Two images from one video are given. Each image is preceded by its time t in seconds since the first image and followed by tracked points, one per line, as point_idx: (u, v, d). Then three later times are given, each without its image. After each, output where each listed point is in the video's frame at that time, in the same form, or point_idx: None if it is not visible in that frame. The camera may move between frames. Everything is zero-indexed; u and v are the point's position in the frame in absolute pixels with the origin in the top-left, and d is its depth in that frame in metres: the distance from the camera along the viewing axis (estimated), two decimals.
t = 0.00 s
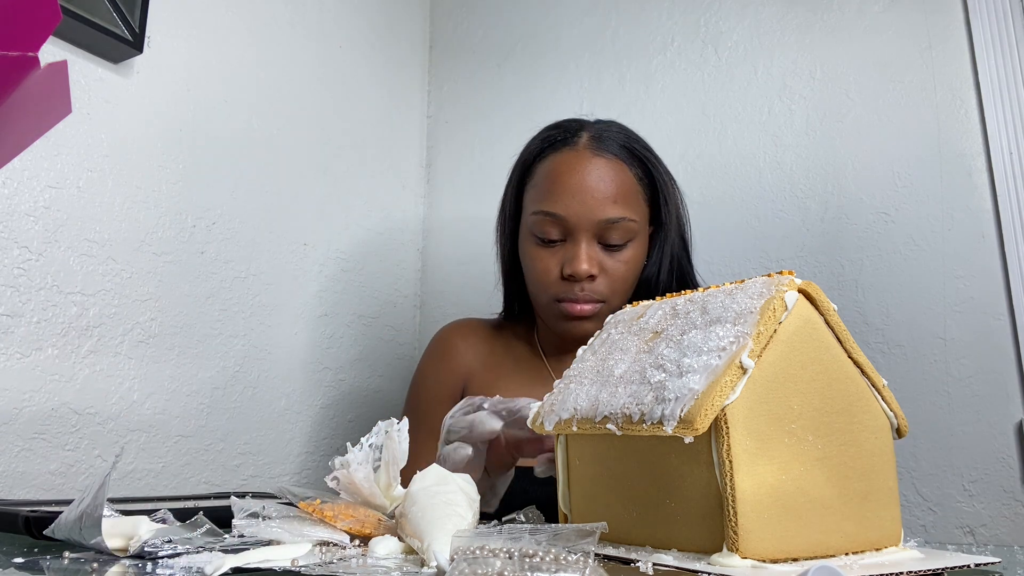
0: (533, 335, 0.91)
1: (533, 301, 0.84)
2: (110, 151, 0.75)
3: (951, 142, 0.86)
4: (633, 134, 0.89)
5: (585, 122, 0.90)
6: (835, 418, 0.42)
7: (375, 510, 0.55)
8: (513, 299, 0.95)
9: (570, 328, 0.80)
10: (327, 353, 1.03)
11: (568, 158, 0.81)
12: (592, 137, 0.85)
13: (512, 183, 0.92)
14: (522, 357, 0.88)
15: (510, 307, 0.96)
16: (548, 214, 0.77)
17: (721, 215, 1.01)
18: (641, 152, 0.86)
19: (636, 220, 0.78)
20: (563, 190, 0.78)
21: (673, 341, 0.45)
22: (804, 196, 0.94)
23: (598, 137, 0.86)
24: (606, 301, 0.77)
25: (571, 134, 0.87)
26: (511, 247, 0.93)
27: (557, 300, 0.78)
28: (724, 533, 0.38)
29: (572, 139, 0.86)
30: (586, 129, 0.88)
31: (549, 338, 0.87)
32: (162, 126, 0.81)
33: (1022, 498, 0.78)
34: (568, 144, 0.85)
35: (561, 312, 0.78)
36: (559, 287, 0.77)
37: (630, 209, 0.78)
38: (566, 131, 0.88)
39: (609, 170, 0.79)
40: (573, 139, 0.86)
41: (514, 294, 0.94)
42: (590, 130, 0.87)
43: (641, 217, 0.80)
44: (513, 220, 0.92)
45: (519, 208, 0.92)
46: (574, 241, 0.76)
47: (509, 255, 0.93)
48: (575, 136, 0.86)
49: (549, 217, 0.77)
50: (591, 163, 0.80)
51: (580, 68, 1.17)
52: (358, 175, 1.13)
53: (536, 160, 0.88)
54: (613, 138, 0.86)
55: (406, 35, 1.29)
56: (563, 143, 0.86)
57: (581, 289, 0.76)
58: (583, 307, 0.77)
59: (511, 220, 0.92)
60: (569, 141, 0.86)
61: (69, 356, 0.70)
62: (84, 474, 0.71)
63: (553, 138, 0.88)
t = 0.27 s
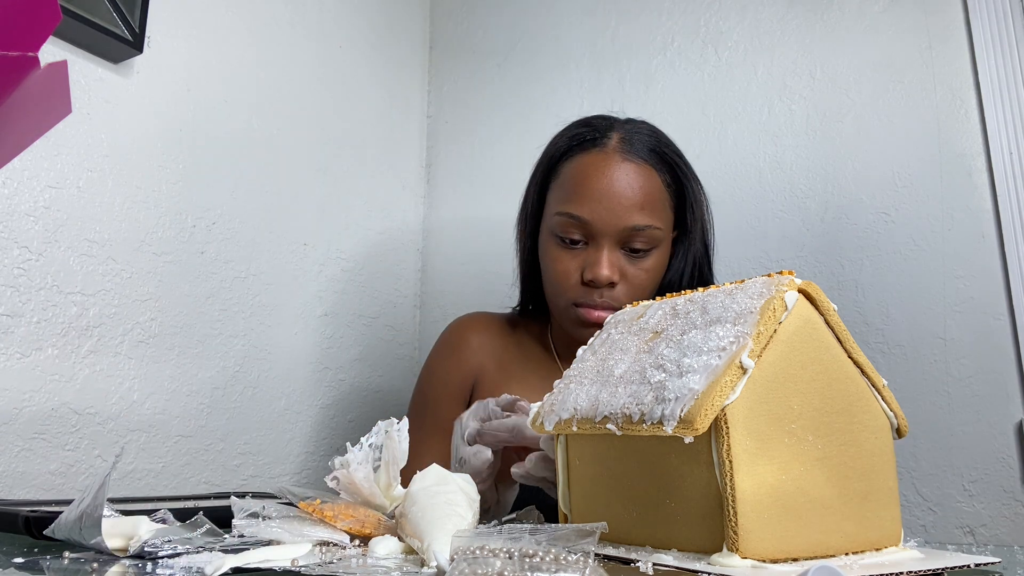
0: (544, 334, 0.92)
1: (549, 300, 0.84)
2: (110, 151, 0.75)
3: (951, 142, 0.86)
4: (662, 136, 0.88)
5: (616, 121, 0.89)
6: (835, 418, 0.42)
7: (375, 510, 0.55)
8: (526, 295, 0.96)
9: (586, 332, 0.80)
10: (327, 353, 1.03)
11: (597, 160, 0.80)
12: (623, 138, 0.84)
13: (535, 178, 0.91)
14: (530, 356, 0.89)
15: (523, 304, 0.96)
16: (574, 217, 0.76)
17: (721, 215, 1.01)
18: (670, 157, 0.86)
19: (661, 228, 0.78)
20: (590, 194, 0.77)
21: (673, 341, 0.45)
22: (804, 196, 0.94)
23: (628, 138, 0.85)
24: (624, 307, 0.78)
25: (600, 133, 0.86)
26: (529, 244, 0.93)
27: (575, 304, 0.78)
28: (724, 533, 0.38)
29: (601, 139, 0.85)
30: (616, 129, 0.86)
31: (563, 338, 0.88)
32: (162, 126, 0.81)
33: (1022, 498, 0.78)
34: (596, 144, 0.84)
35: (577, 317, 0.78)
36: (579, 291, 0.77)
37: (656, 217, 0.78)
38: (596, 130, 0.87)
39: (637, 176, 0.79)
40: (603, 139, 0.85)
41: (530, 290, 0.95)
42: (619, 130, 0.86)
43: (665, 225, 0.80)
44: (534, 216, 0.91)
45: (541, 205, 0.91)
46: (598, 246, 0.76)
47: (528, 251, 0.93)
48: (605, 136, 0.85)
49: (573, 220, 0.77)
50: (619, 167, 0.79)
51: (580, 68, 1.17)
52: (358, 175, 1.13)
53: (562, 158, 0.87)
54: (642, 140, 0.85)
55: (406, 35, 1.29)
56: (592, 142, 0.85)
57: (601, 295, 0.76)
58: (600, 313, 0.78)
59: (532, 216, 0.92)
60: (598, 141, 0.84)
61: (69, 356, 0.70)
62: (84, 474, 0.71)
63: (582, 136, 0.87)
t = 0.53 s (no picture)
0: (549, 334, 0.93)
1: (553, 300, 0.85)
2: (111, 151, 0.75)
3: (951, 141, 0.86)
4: (674, 136, 0.87)
5: (626, 119, 0.88)
6: (835, 418, 0.42)
7: (375, 510, 0.56)
8: (530, 291, 0.97)
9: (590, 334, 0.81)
10: (327, 353, 1.03)
11: (606, 164, 0.79)
12: (633, 140, 0.83)
13: (542, 176, 0.90)
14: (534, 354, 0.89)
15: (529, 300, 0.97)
16: (579, 222, 0.76)
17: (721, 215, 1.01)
18: (681, 160, 0.84)
19: (668, 234, 0.77)
20: (597, 199, 0.76)
21: (673, 341, 0.45)
22: (804, 196, 0.95)
23: (638, 140, 0.83)
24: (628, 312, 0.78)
25: (609, 134, 0.85)
26: (535, 241, 0.93)
27: (579, 308, 0.79)
28: (725, 533, 0.38)
29: (611, 140, 0.83)
30: (626, 129, 0.85)
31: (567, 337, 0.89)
32: (162, 126, 0.81)
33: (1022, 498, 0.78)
34: (605, 145, 0.83)
35: (581, 321, 0.79)
36: (583, 296, 0.78)
37: (663, 223, 0.77)
38: (605, 129, 0.86)
39: (646, 181, 0.78)
40: (612, 140, 0.83)
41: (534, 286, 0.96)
42: (629, 130, 0.85)
43: (673, 230, 0.79)
44: (540, 215, 0.91)
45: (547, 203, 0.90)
46: (603, 252, 0.76)
47: (534, 247, 0.93)
48: (615, 137, 0.84)
49: (579, 226, 0.76)
50: (628, 172, 0.78)
51: (580, 68, 1.17)
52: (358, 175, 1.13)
53: (569, 158, 0.86)
54: (653, 142, 0.84)
55: (406, 35, 1.29)
56: (601, 144, 0.83)
57: (604, 301, 0.77)
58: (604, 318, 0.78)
59: (539, 214, 0.91)
60: (607, 142, 0.83)
61: (69, 356, 0.70)
62: (84, 474, 0.71)
63: (591, 136, 0.85)
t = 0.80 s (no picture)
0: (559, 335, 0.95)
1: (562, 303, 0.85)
2: (110, 151, 0.75)
3: (951, 141, 0.85)
4: (692, 145, 0.86)
5: (647, 125, 0.87)
6: (835, 419, 0.42)
7: (375, 510, 0.55)
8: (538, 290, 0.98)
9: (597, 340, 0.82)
10: (327, 353, 1.03)
11: (623, 172, 0.79)
12: (652, 148, 0.82)
13: (559, 177, 0.90)
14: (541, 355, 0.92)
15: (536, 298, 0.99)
16: (594, 230, 0.76)
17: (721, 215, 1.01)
18: (697, 171, 0.84)
19: (681, 247, 0.77)
20: (613, 208, 0.76)
21: (673, 341, 0.45)
22: (804, 196, 0.94)
23: (657, 148, 0.83)
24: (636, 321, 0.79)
25: (628, 140, 0.84)
26: (548, 241, 0.94)
27: (588, 315, 0.79)
28: (724, 533, 0.38)
29: (630, 146, 0.83)
30: (645, 135, 0.85)
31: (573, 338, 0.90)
32: (162, 127, 0.81)
33: (1022, 498, 0.78)
34: (623, 152, 0.83)
35: (588, 328, 0.80)
36: (592, 304, 0.78)
37: (677, 235, 0.77)
38: (624, 135, 0.85)
39: (662, 192, 0.77)
40: (631, 147, 0.83)
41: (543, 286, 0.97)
42: (648, 138, 0.84)
43: (686, 242, 0.79)
44: (554, 216, 0.91)
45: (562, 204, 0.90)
46: (616, 261, 0.76)
47: (546, 247, 0.94)
48: (634, 144, 0.83)
49: (593, 235, 0.76)
50: (645, 182, 0.77)
51: (580, 68, 1.17)
52: (358, 175, 1.13)
53: (586, 162, 0.86)
54: (671, 152, 0.83)
55: (406, 35, 1.29)
56: (619, 150, 0.83)
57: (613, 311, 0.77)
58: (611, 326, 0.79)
59: (553, 214, 0.91)
60: (625, 148, 0.83)
61: (69, 356, 0.70)
62: (83, 474, 0.71)
63: (610, 142, 0.85)
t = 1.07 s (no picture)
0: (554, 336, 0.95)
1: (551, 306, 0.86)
2: (110, 151, 0.75)
3: (951, 141, 0.86)
4: (673, 143, 0.86)
5: (624, 125, 0.87)
6: (835, 419, 0.42)
7: (375, 510, 0.56)
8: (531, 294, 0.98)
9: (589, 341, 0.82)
10: (327, 353, 1.03)
11: (602, 174, 0.79)
12: (630, 148, 0.82)
13: (541, 183, 0.90)
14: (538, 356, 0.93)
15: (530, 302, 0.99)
16: (575, 234, 0.76)
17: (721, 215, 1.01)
18: (679, 168, 0.84)
19: (665, 245, 0.77)
20: (594, 210, 0.76)
21: (673, 341, 0.45)
22: (804, 196, 0.94)
23: (636, 148, 0.83)
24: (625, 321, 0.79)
25: (606, 141, 0.84)
26: (534, 246, 0.94)
27: (577, 317, 0.79)
28: (725, 533, 0.38)
29: (608, 148, 0.83)
30: (624, 136, 0.85)
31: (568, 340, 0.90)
32: (162, 127, 0.81)
33: (1022, 498, 0.78)
34: (602, 153, 0.83)
35: (578, 330, 0.80)
36: (580, 306, 0.78)
37: (661, 233, 0.77)
38: (602, 137, 0.85)
39: (642, 191, 0.77)
40: (609, 148, 0.83)
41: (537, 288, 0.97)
42: (627, 138, 0.84)
43: (671, 239, 0.79)
44: (538, 221, 0.91)
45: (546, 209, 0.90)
46: (600, 263, 0.76)
47: (533, 250, 0.94)
48: (612, 145, 0.83)
49: (575, 238, 0.76)
50: (625, 182, 0.77)
51: (580, 68, 1.17)
52: (358, 175, 1.13)
53: (566, 166, 0.86)
54: (651, 151, 0.83)
55: (406, 35, 1.29)
56: (598, 152, 0.83)
57: (601, 312, 0.77)
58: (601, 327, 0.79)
59: (537, 219, 0.92)
60: (604, 150, 0.83)
61: (69, 356, 0.70)
62: (84, 474, 0.71)
63: (589, 144, 0.85)
